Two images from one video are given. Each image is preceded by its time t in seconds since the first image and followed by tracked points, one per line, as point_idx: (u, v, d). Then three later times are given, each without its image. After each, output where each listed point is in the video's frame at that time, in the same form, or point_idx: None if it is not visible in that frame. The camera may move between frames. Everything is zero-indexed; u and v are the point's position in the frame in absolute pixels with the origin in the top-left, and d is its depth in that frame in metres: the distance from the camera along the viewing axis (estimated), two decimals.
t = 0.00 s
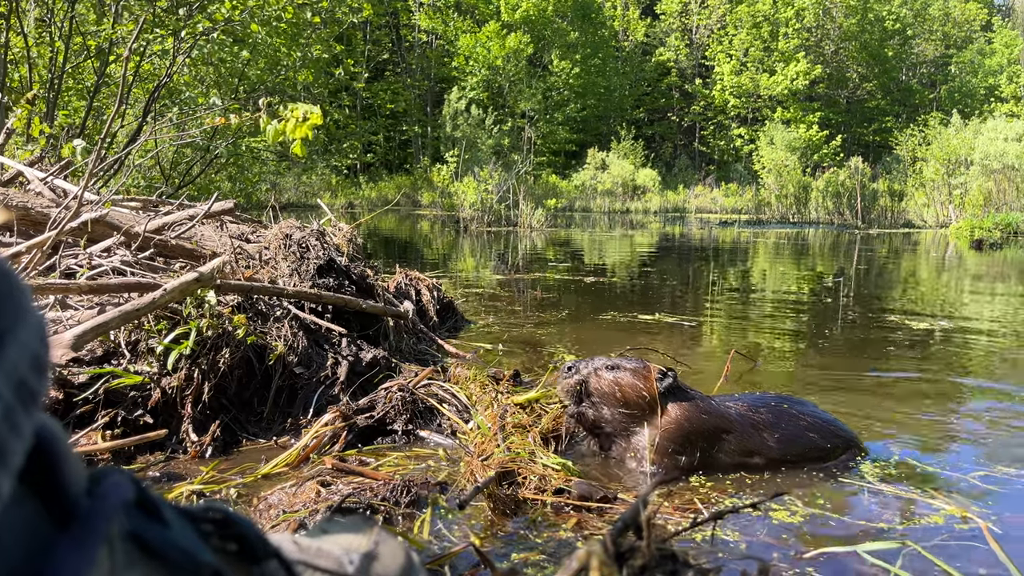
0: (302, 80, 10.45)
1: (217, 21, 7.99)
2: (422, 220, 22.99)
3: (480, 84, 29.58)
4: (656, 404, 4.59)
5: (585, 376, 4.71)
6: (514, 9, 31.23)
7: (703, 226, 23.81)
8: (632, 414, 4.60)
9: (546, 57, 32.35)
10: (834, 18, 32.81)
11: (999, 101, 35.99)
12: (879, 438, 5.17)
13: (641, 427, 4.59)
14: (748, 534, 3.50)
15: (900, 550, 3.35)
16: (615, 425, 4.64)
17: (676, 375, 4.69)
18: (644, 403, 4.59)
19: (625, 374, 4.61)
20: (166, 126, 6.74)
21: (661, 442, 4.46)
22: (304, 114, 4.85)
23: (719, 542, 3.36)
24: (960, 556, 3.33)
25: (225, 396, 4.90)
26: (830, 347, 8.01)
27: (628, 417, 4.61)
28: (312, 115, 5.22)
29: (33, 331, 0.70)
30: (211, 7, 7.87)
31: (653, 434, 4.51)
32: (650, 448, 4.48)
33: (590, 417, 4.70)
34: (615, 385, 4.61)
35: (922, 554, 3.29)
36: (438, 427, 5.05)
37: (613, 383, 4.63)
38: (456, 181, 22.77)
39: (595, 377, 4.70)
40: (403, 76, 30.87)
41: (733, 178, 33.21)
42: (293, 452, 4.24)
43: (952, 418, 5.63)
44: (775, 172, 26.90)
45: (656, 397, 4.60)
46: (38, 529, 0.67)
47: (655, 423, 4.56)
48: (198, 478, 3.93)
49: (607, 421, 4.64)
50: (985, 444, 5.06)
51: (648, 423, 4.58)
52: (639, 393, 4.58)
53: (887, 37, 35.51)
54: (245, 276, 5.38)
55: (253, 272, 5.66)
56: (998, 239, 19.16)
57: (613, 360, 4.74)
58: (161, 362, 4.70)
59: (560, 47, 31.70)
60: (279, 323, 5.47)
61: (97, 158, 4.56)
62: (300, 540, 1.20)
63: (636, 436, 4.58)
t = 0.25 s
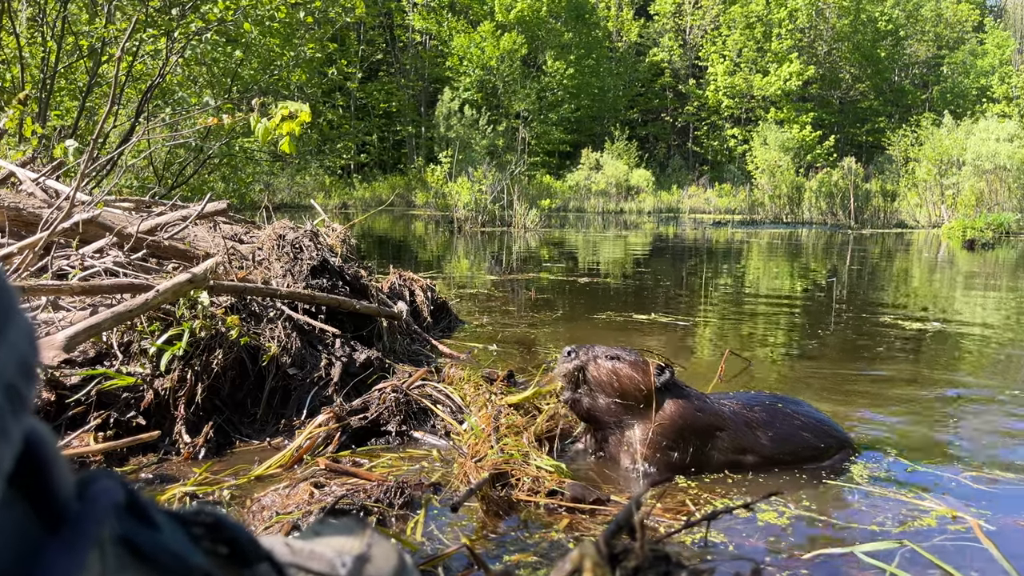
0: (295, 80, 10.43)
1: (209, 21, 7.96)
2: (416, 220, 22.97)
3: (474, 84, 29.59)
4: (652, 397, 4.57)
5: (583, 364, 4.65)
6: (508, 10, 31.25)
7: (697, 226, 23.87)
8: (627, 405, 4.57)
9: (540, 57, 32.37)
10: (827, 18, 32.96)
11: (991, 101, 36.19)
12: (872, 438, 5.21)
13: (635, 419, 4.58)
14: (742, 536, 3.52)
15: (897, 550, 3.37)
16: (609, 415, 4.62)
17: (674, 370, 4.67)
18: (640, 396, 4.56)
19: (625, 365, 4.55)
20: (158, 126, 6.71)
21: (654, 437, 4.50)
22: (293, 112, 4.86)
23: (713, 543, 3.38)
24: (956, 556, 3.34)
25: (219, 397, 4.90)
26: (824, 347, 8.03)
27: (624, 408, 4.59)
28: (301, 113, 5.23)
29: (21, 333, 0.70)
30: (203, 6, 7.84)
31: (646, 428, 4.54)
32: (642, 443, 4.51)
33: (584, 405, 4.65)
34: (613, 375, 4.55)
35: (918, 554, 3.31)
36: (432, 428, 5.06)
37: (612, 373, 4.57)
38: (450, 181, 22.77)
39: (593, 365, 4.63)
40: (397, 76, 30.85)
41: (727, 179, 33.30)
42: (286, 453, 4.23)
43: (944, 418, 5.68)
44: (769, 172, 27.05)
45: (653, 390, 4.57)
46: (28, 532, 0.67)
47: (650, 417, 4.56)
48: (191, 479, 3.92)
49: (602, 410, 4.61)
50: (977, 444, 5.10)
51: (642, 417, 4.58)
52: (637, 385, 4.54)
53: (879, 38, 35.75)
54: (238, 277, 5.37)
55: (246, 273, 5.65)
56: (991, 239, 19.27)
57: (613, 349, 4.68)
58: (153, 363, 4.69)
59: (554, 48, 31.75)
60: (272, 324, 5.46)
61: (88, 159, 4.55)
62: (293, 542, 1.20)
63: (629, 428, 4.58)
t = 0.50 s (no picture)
0: (287, 80, 10.42)
1: (200, 21, 7.95)
2: (408, 221, 22.97)
3: (466, 84, 29.60)
4: (648, 388, 4.53)
5: (579, 352, 4.58)
6: (500, 10, 31.28)
7: (689, 226, 23.94)
8: (622, 395, 4.51)
9: (533, 58, 32.43)
10: (819, 19, 33.14)
11: (981, 102, 36.48)
12: (867, 437, 5.24)
13: (629, 409, 4.53)
14: (734, 537, 3.54)
15: (887, 551, 3.40)
16: (603, 404, 4.56)
17: (669, 361, 4.64)
18: (636, 385, 4.50)
19: (622, 355, 4.50)
20: (149, 126, 6.68)
21: (647, 429, 4.46)
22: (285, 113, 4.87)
23: (705, 545, 3.39)
24: (946, 557, 3.38)
25: (210, 399, 4.88)
26: (815, 347, 8.07)
27: (618, 397, 4.53)
28: (292, 114, 5.23)
29: (7, 338, 0.70)
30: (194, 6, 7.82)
31: (640, 419, 4.49)
32: (636, 434, 4.48)
33: (579, 393, 4.58)
34: (610, 364, 4.50)
35: (908, 556, 3.34)
36: (424, 430, 5.06)
37: (608, 361, 4.52)
38: (442, 181, 22.77)
39: (589, 353, 4.58)
40: (389, 76, 30.83)
41: (719, 179, 33.46)
42: (279, 455, 4.22)
43: (937, 417, 5.71)
44: (761, 172, 27.18)
45: (649, 380, 4.53)
46: (17, 537, 0.67)
47: (645, 407, 4.51)
48: (183, 481, 3.90)
49: (596, 399, 4.54)
50: (970, 442, 5.14)
51: (636, 407, 4.52)
52: (633, 374, 4.48)
53: (870, 39, 35.98)
54: (229, 278, 5.35)
55: (238, 274, 5.63)
56: (980, 239, 19.42)
57: (610, 337, 4.62)
58: (144, 365, 4.67)
59: (546, 48, 31.81)
60: (263, 325, 5.45)
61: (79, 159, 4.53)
62: (284, 545, 1.21)
63: (624, 417, 4.53)
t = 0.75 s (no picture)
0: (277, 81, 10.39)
1: (190, 21, 7.91)
2: (400, 221, 22.96)
3: (458, 85, 29.60)
4: (642, 372, 4.48)
5: (574, 333, 4.53)
6: (492, 10, 31.31)
7: (680, 227, 24.04)
8: (615, 377, 4.46)
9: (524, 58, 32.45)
10: (809, 21, 33.33)
11: (969, 103, 36.79)
12: (858, 437, 5.26)
13: (621, 392, 4.48)
14: (724, 537, 3.55)
15: (875, 550, 3.43)
16: (596, 386, 4.52)
17: (663, 348, 4.60)
18: (629, 368, 4.46)
19: (617, 338, 4.45)
20: (138, 126, 6.64)
21: (637, 415, 4.42)
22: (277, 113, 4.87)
23: (695, 545, 3.41)
24: (932, 555, 3.41)
25: (200, 400, 4.87)
26: (805, 347, 8.11)
27: (611, 379, 4.48)
28: (285, 114, 5.24)
29: None
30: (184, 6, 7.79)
31: (631, 404, 4.44)
32: (627, 419, 4.44)
33: (572, 373, 4.55)
34: (604, 346, 4.46)
35: (897, 554, 3.36)
36: (415, 431, 5.06)
37: (603, 343, 4.47)
38: (434, 182, 22.77)
39: (585, 335, 4.53)
40: (380, 77, 30.80)
41: (710, 180, 33.61)
42: (269, 457, 4.21)
43: (928, 417, 5.75)
44: (751, 173, 27.33)
45: (643, 365, 4.49)
46: (2, 542, 0.67)
47: (638, 393, 4.46)
48: (173, 483, 3.88)
49: (589, 380, 4.51)
50: (961, 442, 5.18)
51: (629, 391, 4.48)
52: (627, 358, 4.44)
53: (859, 40, 36.23)
54: (220, 279, 5.34)
55: (228, 275, 5.62)
56: (969, 239, 19.60)
57: (606, 320, 4.58)
58: (133, 367, 4.66)
59: (538, 49, 31.87)
60: (254, 326, 5.44)
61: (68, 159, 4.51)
62: (274, 546, 1.21)
63: (615, 401, 4.49)
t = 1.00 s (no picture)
0: (267, 81, 10.34)
1: (179, 21, 7.87)
2: (390, 222, 22.94)
3: (448, 85, 29.59)
4: (637, 366, 4.48)
5: (572, 324, 4.50)
6: (482, 11, 31.32)
7: (670, 227, 24.13)
8: (611, 369, 4.44)
9: (514, 59, 32.46)
10: (798, 22, 33.50)
11: (957, 104, 37.11)
12: (848, 438, 5.30)
13: (617, 384, 4.46)
14: (713, 537, 3.58)
15: (864, 549, 3.46)
16: (591, 377, 4.50)
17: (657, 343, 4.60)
18: (625, 360, 4.44)
19: (614, 330, 4.43)
20: (126, 127, 6.60)
21: (632, 407, 4.40)
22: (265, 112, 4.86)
23: (684, 545, 3.43)
24: (918, 554, 3.45)
25: (189, 402, 4.85)
26: (795, 347, 8.16)
27: (607, 371, 4.45)
28: (274, 114, 5.23)
29: None
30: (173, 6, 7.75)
31: (626, 397, 4.42)
32: (621, 412, 4.42)
33: (568, 365, 4.52)
34: (601, 338, 4.43)
35: (884, 553, 3.40)
36: (406, 432, 5.06)
37: (600, 335, 4.45)
38: (424, 182, 22.74)
39: (581, 326, 4.50)
40: (371, 77, 30.75)
41: (700, 180, 33.74)
42: (259, 459, 4.21)
43: (916, 416, 5.80)
44: (741, 173, 27.47)
45: (639, 359, 4.48)
46: None
47: (633, 386, 4.45)
48: (162, 486, 3.87)
49: (584, 372, 4.48)
50: (948, 441, 5.23)
51: (624, 383, 4.46)
52: (624, 350, 4.42)
53: (848, 42, 36.46)
54: (209, 281, 5.31)
55: (217, 276, 5.60)
56: (957, 240, 19.77)
57: (603, 312, 4.56)
58: (122, 369, 4.63)
59: (528, 50, 31.90)
60: (243, 327, 5.43)
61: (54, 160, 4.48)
62: (263, 550, 1.22)
63: (610, 392, 4.47)
